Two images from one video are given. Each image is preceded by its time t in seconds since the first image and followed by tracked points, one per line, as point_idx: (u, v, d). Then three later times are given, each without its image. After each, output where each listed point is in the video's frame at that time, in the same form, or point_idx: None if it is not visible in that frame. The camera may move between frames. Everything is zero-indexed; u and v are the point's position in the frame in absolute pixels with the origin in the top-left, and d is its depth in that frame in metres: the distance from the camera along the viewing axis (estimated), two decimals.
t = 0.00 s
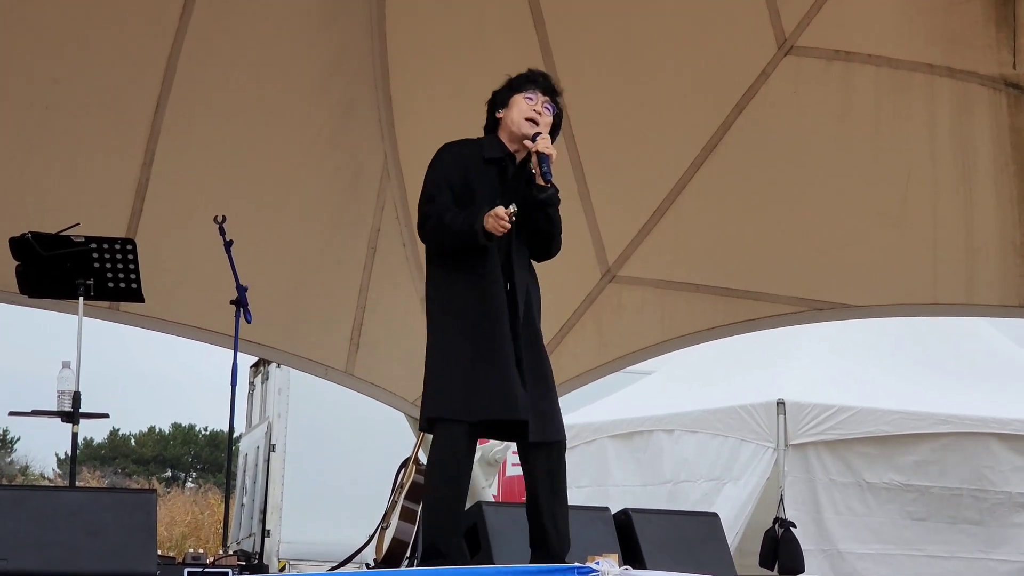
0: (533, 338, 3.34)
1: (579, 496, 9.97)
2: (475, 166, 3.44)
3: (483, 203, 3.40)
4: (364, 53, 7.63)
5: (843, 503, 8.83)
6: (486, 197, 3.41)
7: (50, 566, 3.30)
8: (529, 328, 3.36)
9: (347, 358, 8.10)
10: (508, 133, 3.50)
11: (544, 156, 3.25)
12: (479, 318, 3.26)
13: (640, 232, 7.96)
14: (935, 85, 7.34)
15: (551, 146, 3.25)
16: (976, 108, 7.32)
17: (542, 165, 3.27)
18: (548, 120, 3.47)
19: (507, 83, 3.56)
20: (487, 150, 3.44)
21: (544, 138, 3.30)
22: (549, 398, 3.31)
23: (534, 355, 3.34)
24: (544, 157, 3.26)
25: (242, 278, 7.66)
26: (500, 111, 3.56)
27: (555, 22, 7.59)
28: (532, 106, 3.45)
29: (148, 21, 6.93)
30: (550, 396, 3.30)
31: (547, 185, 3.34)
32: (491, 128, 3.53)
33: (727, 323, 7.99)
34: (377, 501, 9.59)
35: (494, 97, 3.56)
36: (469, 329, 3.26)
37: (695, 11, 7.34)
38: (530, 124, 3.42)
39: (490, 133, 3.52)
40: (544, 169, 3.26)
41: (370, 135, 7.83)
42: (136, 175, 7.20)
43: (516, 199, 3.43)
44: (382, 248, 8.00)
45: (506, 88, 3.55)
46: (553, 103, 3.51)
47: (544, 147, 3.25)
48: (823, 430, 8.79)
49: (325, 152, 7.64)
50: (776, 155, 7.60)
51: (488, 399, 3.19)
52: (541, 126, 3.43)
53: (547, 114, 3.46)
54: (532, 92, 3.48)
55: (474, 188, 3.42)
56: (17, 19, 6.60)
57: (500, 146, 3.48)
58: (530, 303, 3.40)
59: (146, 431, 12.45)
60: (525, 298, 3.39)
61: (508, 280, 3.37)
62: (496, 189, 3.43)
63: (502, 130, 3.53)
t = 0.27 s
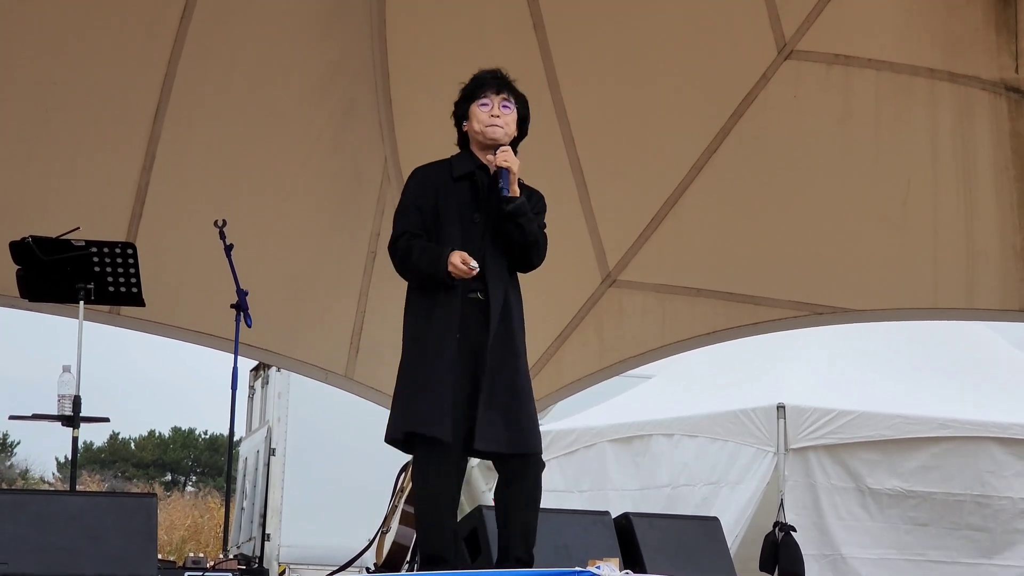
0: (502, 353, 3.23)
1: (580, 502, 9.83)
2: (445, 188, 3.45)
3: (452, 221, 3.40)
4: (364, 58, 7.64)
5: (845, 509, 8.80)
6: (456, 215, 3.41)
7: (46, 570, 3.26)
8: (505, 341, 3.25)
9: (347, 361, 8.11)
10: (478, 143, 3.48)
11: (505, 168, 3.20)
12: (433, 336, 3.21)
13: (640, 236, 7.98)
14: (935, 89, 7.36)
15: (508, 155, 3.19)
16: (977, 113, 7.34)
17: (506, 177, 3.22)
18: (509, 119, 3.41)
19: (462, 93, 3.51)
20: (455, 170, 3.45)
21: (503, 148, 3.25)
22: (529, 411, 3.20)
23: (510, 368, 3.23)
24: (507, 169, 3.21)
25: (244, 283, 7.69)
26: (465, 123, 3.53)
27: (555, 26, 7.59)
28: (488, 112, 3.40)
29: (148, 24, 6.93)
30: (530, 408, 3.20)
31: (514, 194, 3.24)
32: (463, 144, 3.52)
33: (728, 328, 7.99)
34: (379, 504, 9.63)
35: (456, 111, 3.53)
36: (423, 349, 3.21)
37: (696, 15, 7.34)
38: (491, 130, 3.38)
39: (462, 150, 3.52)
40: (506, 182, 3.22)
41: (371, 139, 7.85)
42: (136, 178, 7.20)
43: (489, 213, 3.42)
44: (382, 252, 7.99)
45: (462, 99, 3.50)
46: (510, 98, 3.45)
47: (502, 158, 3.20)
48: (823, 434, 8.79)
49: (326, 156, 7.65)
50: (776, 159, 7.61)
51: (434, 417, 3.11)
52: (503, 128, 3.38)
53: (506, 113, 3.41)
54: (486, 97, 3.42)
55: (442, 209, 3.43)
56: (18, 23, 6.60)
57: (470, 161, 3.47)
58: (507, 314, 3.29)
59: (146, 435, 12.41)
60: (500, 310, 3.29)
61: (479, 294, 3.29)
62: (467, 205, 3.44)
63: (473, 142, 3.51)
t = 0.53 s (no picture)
0: (494, 348, 3.22)
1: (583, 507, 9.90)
2: (434, 189, 3.44)
3: (441, 222, 3.40)
4: (365, 64, 7.66)
5: (847, 515, 8.79)
6: (445, 215, 3.41)
7: None
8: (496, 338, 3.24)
9: (348, 366, 8.09)
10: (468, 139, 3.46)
11: (491, 159, 3.19)
12: (425, 341, 3.23)
13: (641, 241, 7.97)
14: (936, 96, 7.34)
15: (492, 144, 3.19)
16: (977, 120, 7.31)
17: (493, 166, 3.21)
18: (497, 110, 3.40)
19: (451, 93, 3.52)
20: (443, 170, 3.44)
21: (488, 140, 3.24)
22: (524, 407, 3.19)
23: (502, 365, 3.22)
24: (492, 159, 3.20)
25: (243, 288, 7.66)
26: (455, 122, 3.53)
27: (556, 33, 7.61)
28: (475, 106, 3.39)
29: (151, 30, 6.95)
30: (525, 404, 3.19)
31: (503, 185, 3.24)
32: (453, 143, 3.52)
33: (730, 334, 7.96)
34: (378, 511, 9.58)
35: (445, 113, 3.53)
36: (415, 354, 3.22)
37: (696, 21, 7.38)
38: (479, 122, 3.37)
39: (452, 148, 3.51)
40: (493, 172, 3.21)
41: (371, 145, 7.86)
42: (137, 184, 7.19)
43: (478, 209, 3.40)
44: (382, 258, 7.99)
45: (450, 98, 3.51)
46: (497, 91, 3.44)
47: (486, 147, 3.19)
48: (824, 440, 8.77)
49: (327, 162, 7.65)
50: (776, 165, 7.61)
51: (429, 423, 3.13)
52: (491, 119, 3.37)
53: (494, 104, 3.40)
54: (473, 92, 3.42)
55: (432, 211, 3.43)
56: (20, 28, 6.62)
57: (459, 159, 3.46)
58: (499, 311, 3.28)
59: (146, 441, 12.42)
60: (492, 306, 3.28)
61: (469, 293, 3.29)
62: (455, 203, 3.42)
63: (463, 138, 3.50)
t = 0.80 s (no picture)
0: (487, 354, 3.24)
1: (584, 515, 9.82)
2: (427, 199, 3.51)
3: (434, 231, 3.46)
4: (366, 72, 7.68)
5: (850, 524, 8.75)
6: (438, 222, 3.47)
7: None
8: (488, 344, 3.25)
9: (348, 374, 8.10)
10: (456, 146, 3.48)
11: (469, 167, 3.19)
12: (420, 351, 3.29)
13: (642, 249, 7.99)
14: (936, 104, 7.35)
15: (464, 150, 3.19)
16: (977, 128, 7.31)
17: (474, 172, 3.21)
18: (474, 113, 3.41)
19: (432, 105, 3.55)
20: (434, 180, 3.51)
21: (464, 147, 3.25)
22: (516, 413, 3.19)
23: (494, 371, 3.22)
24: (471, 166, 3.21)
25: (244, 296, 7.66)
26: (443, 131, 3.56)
27: (557, 42, 7.64)
28: (453, 114, 3.41)
29: (152, 39, 6.97)
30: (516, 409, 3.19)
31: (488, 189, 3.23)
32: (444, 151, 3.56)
33: (731, 342, 7.96)
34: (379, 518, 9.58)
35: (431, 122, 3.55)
36: (411, 364, 3.28)
37: (696, 30, 7.40)
38: (460, 129, 3.39)
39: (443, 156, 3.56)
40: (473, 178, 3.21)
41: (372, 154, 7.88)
42: (138, 192, 7.19)
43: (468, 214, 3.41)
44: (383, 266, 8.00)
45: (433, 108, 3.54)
46: (473, 93, 3.46)
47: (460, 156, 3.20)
48: (824, 448, 8.76)
49: (327, 170, 7.66)
50: (776, 173, 7.62)
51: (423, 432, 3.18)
52: (470, 124, 3.39)
53: (471, 108, 3.41)
54: (448, 101, 3.44)
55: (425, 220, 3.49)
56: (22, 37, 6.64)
57: (449, 167, 3.52)
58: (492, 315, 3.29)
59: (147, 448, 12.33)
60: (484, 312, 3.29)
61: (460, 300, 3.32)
62: (447, 209, 3.46)
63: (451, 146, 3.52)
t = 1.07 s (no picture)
0: (479, 364, 3.24)
1: (582, 522, 9.89)
2: (419, 211, 3.51)
3: (426, 243, 3.46)
4: (365, 79, 7.68)
5: (853, 531, 8.72)
6: (430, 235, 3.46)
7: None
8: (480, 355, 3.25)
9: (348, 382, 8.14)
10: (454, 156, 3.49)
11: (465, 176, 3.22)
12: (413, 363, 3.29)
13: (641, 256, 8.00)
14: (936, 110, 7.33)
15: (473, 162, 3.22)
16: (976, 134, 7.27)
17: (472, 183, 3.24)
18: (489, 130, 3.45)
19: (436, 109, 3.54)
20: (427, 193, 3.51)
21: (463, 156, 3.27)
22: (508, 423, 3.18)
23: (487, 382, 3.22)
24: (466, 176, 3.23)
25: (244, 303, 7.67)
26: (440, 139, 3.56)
27: (556, 48, 7.65)
28: (468, 125, 3.43)
29: (151, 46, 6.97)
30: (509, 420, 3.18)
31: (480, 200, 3.25)
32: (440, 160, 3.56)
33: (729, 348, 7.99)
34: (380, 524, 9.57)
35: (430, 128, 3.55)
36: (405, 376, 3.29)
37: (695, 37, 7.41)
38: (472, 142, 3.41)
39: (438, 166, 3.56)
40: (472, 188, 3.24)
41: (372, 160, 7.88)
42: (138, 199, 7.20)
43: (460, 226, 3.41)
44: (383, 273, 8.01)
45: (436, 114, 3.54)
46: (488, 110, 3.50)
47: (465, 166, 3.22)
48: (825, 454, 8.78)
49: (327, 177, 7.66)
50: (776, 180, 7.62)
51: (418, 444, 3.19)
52: (485, 139, 3.42)
53: (487, 124, 3.46)
54: (464, 111, 3.46)
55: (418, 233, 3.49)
56: (22, 44, 6.65)
57: (442, 180, 3.52)
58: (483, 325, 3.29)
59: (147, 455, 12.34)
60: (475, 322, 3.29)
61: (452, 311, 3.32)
62: (439, 222, 3.46)
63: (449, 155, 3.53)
